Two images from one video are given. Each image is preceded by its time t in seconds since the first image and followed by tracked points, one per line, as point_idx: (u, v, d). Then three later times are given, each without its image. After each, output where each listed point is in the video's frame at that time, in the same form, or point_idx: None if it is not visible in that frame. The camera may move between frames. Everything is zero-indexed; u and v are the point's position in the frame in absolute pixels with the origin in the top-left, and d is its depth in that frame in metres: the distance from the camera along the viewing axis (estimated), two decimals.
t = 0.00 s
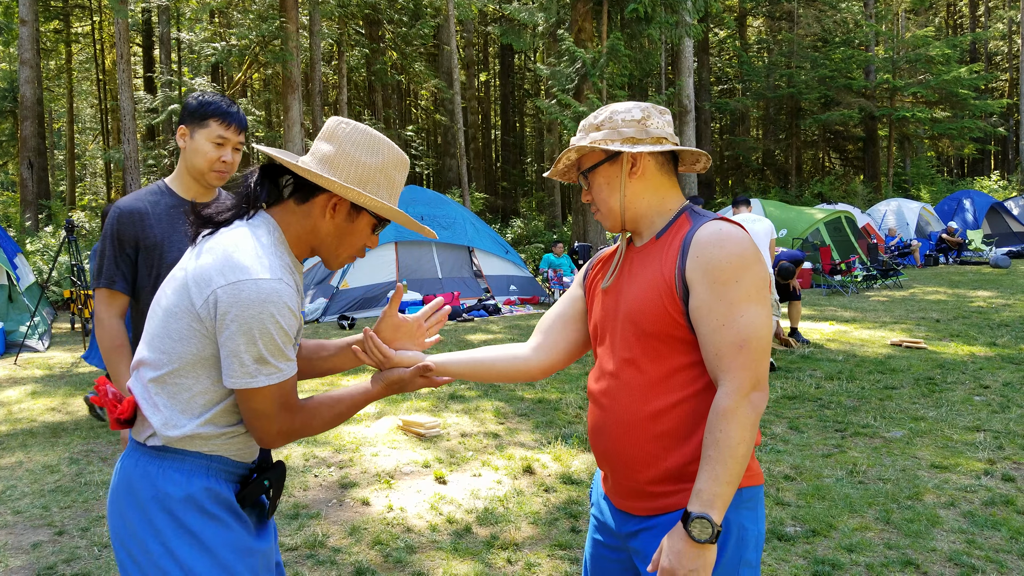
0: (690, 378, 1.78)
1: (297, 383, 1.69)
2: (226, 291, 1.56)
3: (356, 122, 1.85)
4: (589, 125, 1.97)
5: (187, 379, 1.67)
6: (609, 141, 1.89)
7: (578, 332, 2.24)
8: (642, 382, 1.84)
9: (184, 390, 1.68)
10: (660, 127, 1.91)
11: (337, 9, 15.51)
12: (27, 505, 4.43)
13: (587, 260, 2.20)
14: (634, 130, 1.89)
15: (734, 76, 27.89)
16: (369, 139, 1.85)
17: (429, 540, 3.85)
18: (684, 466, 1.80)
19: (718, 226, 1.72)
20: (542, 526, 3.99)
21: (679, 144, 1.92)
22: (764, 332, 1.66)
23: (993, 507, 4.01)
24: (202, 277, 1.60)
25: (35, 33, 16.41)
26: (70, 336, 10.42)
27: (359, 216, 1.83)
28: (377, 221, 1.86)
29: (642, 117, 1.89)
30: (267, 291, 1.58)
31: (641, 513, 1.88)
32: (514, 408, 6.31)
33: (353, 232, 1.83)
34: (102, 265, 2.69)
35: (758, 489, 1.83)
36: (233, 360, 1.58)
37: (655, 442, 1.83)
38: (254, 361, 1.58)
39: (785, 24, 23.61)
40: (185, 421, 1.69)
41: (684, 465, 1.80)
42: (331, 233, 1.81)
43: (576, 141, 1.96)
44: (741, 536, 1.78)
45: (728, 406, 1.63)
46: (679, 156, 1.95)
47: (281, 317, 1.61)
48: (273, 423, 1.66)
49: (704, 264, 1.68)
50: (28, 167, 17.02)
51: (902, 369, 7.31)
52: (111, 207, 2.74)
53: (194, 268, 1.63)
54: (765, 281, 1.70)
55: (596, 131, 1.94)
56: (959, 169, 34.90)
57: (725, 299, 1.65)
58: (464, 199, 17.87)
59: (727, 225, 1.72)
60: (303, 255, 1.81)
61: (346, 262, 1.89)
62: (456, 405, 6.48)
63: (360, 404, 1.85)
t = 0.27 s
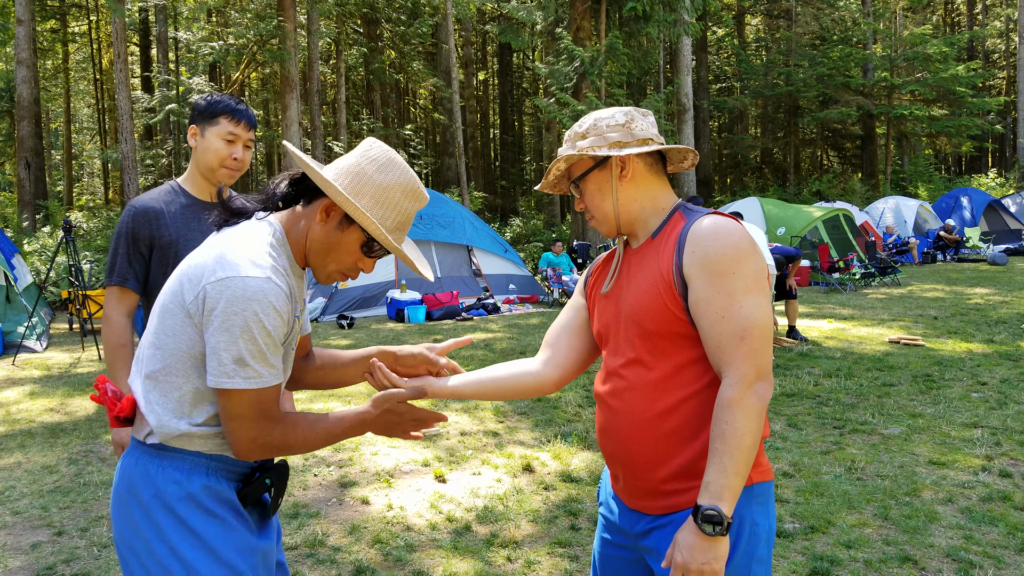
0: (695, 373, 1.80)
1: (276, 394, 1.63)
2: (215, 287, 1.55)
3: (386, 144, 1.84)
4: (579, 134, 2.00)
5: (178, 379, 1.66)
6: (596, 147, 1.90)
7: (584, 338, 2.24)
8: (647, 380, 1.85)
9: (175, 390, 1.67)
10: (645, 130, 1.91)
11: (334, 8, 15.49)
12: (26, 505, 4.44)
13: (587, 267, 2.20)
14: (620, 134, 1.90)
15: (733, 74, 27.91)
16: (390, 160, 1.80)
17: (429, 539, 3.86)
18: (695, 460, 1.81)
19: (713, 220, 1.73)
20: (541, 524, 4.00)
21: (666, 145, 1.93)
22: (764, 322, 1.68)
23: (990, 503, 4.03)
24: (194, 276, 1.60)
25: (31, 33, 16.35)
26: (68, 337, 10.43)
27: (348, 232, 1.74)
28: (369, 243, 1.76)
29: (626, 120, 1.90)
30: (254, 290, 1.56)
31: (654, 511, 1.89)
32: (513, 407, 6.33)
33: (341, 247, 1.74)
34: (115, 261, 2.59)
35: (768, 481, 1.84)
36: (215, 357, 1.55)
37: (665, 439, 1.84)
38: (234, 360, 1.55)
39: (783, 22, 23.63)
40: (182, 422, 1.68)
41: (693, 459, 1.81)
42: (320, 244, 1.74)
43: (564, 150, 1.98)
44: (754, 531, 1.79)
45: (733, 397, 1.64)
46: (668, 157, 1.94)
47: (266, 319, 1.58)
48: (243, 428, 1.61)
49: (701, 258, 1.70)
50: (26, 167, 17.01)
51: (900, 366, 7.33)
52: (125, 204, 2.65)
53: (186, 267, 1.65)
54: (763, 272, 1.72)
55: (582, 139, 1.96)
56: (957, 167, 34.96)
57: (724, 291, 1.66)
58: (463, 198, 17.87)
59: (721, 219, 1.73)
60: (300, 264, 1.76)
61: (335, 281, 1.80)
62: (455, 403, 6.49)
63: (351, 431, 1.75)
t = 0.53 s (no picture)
0: (696, 372, 1.81)
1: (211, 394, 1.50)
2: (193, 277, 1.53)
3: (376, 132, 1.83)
4: (577, 132, 2.01)
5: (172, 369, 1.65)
6: (596, 142, 1.91)
7: (587, 335, 2.24)
8: (650, 377, 1.86)
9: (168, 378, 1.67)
10: (644, 124, 1.93)
11: (328, 5, 15.44)
12: (22, 505, 4.43)
13: (589, 263, 2.20)
14: (619, 129, 1.90)
15: (728, 70, 27.92)
16: (379, 150, 1.78)
17: (426, 535, 3.87)
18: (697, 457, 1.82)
19: (715, 217, 1.74)
20: (538, 520, 4.01)
21: (665, 140, 1.93)
22: (767, 319, 1.69)
23: (984, 495, 4.06)
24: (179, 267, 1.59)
25: (23, 31, 16.29)
26: (62, 337, 10.39)
27: (344, 222, 1.72)
28: (365, 232, 1.74)
29: (625, 115, 1.91)
30: (232, 281, 1.52)
31: (656, 507, 1.90)
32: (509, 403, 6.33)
33: (338, 239, 1.72)
34: (121, 259, 2.57)
35: (770, 477, 1.85)
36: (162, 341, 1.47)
37: (666, 437, 1.85)
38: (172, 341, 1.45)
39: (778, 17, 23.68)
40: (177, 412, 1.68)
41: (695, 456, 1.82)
42: (316, 236, 1.71)
43: (563, 148, 1.99)
44: (756, 526, 1.80)
45: (736, 395, 1.65)
46: (669, 152, 1.95)
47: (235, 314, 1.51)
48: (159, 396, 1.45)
49: (704, 255, 1.70)
50: (19, 166, 16.94)
51: (895, 360, 7.36)
52: (130, 201, 2.63)
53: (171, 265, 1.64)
54: (765, 269, 1.73)
55: (581, 135, 1.96)
56: (951, 162, 35.05)
57: (726, 289, 1.67)
58: (459, 196, 17.87)
59: (724, 216, 1.74)
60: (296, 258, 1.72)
61: (334, 273, 1.77)
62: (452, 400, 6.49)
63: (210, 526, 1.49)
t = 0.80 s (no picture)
0: (694, 372, 1.80)
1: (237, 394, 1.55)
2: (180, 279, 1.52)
3: (338, 109, 1.74)
4: (578, 122, 1.98)
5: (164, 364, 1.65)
6: (600, 134, 1.89)
7: (584, 329, 2.24)
8: (646, 376, 1.85)
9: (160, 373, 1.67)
10: (649, 116, 1.92)
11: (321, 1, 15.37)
12: (14, 503, 4.41)
13: (587, 256, 2.19)
14: (625, 122, 1.90)
15: (720, 67, 27.97)
16: (350, 128, 1.73)
17: (419, 532, 3.86)
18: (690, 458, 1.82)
19: (718, 217, 1.73)
20: (531, 516, 4.01)
21: (669, 133, 1.92)
22: (766, 322, 1.68)
23: (975, 490, 4.08)
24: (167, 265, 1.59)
25: (13, 27, 16.13)
26: (53, 334, 10.33)
27: (341, 211, 1.72)
28: (363, 218, 1.75)
29: (630, 107, 1.90)
30: (218, 279, 1.51)
31: (648, 505, 1.89)
32: (503, 400, 6.34)
33: (339, 229, 1.74)
34: (114, 253, 2.54)
35: (762, 477, 1.85)
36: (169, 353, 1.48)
37: (660, 436, 1.85)
38: (180, 351, 1.47)
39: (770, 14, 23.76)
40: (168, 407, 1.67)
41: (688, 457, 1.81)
42: (316, 229, 1.73)
43: (565, 139, 1.96)
44: (746, 524, 1.80)
45: (731, 399, 1.65)
46: (671, 144, 1.94)
47: (229, 314, 1.51)
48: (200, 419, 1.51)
49: (704, 255, 1.70)
50: (9, 163, 16.82)
51: (887, 356, 7.40)
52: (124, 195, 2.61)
53: (163, 258, 1.62)
54: (765, 272, 1.72)
55: (583, 126, 1.94)
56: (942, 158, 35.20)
57: (726, 290, 1.67)
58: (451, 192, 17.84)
59: (728, 216, 1.73)
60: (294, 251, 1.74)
61: (337, 258, 1.79)
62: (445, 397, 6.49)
63: (308, 489, 1.56)
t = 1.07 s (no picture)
0: (689, 377, 1.79)
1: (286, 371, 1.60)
2: (193, 279, 1.53)
3: (322, 95, 1.74)
4: (584, 114, 1.96)
5: (170, 360, 1.64)
6: (608, 129, 1.88)
7: (583, 325, 2.22)
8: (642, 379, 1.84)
9: (166, 370, 1.65)
10: (659, 114, 1.90)
11: None
12: (10, 501, 4.38)
13: (589, 251, 2.18)
14: (634, 118, 1.88)
15: (718, 67, 27.98)
16: (339, 112, 1.73)
17: (417, 532, 3.84)
18: (685, 463, 1.80)
19: (719, 223, 1.71)
20: (529, 516, 4.00)
21: (679, 132, 1.91)
22: (764, 331, 1.67)
23: (974, 492, 4.07)
24: (172, 263, 1.57)
25: (11, 25, 16.08)
26: (50, 332, 10.29)
27: (338, 194, 1.73)
28: (360, 198, 1.76)
29: (641, 103, 1.88)
30: (232, 274, 1.53)
31: (641, 507, 1.88)
32: (501, 400, 6.32)
33: (336, 211, 1.74)
34: (117, 250, 2.52)
35: (757, 481, 1.85)
36: (214, 343, 1.53)
37: (654, 439, 1.84)
38: (235, 344, 1.53)
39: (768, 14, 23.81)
40: (173, 405, 1.66)
41: (682, 462, 1.80)
42: (313, 214, 1.72)
43: (572, 132, 1.95)
44: (739, 527, 1.78)
45: (726, 408, 1.63)
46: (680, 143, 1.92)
47: (255, 302, 1.55)
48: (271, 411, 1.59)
49: (704, 262, 1.68)
50: (7, 161, 16.80)
51: (884, 357, 7.40)
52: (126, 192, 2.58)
53: (167, 252, 1.60)
54: (765, 279, 1.70)
55: (593, 120, 1.93)
56: (940, 159, 35.22)
57: (726, 298, 1.65)
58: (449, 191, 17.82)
59: (730, 221, 1.71)
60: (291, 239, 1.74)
61: (335, 243, 1.80)
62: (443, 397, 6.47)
63: (379, 429, 1.74)
